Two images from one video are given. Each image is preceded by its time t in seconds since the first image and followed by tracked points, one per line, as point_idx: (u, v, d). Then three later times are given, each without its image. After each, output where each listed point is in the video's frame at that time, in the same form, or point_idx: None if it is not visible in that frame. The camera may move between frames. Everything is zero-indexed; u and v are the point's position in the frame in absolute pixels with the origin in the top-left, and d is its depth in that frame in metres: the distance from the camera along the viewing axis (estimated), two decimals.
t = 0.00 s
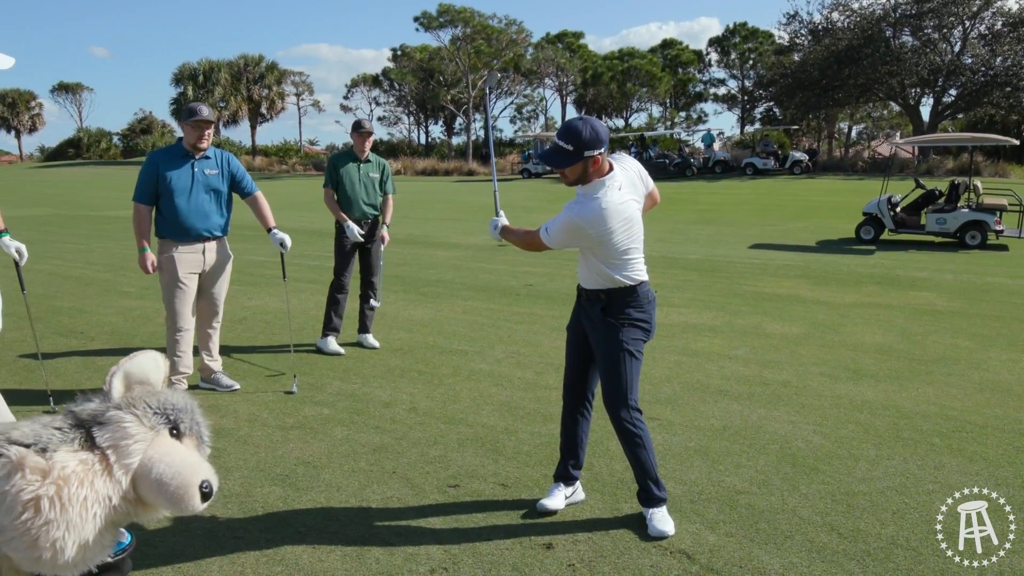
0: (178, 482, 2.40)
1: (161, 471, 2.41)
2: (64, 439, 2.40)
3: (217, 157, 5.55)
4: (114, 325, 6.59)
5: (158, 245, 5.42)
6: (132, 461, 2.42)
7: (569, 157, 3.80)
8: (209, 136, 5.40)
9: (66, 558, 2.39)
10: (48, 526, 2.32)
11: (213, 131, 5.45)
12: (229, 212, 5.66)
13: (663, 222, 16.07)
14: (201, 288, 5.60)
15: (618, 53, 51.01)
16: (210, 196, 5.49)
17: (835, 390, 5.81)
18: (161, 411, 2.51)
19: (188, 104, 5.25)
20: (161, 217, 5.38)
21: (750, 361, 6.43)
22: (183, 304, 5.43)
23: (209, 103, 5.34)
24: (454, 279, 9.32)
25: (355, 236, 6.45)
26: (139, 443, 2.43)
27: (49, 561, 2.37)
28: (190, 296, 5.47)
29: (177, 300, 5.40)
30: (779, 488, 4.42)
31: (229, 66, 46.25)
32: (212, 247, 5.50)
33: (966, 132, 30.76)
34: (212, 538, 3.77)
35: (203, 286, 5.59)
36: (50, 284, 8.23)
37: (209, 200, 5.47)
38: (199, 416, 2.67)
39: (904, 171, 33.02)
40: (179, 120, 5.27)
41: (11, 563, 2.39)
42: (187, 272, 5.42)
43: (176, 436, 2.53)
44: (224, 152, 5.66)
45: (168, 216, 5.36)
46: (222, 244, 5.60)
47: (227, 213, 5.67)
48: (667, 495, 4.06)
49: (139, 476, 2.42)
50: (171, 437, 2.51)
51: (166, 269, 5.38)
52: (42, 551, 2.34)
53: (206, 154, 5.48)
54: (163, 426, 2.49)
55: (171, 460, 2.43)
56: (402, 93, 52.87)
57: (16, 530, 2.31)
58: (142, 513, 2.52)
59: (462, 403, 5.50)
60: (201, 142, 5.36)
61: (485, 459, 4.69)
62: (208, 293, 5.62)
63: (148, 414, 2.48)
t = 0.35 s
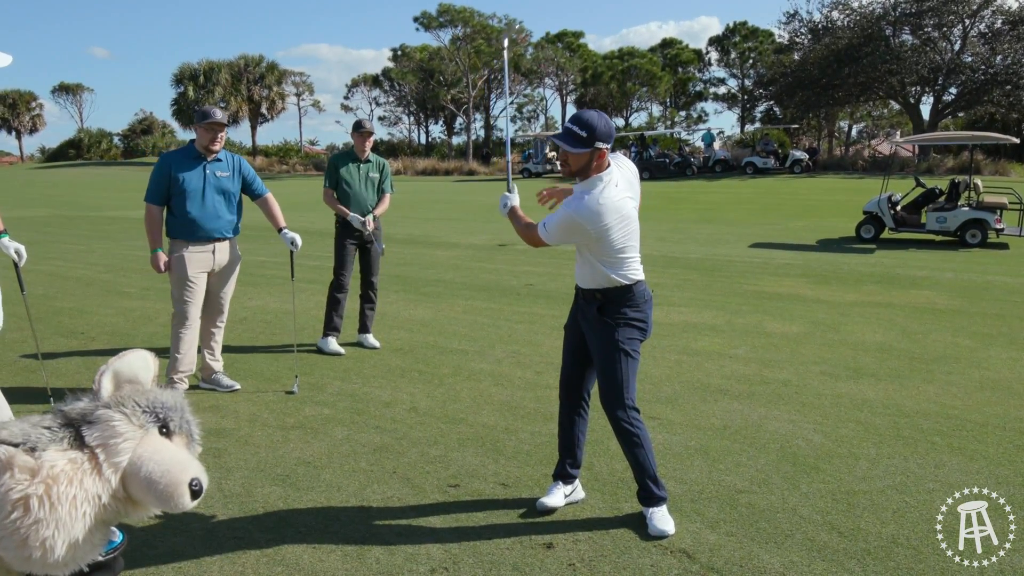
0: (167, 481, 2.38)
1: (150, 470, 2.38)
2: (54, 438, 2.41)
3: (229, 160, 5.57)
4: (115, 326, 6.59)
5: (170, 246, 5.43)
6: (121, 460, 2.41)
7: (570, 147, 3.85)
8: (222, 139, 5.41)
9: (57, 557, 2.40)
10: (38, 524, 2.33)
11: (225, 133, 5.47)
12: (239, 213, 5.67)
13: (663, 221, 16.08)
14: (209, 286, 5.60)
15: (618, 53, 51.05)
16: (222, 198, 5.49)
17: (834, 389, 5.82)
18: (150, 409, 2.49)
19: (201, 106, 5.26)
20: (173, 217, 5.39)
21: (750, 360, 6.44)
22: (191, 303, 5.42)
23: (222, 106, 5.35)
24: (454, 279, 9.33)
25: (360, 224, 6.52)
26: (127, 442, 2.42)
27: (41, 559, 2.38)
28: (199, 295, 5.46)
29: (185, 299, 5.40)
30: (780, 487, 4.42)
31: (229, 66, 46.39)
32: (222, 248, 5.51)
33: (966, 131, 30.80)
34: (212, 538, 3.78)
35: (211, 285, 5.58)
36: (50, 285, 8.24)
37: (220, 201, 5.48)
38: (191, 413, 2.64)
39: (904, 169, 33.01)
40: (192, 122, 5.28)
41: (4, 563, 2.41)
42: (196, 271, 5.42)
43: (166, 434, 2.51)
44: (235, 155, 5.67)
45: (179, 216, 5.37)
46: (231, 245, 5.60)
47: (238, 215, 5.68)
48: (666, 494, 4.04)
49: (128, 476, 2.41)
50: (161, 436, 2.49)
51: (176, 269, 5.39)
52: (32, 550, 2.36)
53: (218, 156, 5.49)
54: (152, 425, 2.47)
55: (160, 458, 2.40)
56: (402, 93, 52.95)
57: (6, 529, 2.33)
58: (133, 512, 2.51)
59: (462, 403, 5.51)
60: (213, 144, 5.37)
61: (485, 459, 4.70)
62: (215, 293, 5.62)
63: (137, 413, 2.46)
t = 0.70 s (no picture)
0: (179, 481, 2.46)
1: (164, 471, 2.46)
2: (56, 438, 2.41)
3: (235, 160, 5.58)
4: (117, 326, 6.60)
5: (176, 245, 5.44)
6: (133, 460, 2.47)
7: (576, 142, 3.80)
8: (227, 139, 5.42)
9: (61, 556, 2.41)
10: (41, 523, 2.35)
11: (231, 134, 5.48)
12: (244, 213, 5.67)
13: (664, 220, 16.06)
14: (214, 286, 5.61)
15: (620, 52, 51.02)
16: (227, 198, 5.50)
17: (836, 387, 5.81)
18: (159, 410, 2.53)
19: (207, 107, 5.29)
20: (178, 216, 5.40)
21: (751, 359, 6.43)
22: (194, 301, 5.42)
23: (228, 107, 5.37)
24: (456, 279, 9.34)
25: (357, 227, 6.52)
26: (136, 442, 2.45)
27: (44, 558, 2.40)
28: (203, 294, 5.47)
29: (189, 298, 5.40)
30: (781, 486, 4.41)
31: (230, 66, 46.43)
32: (228, 247, 5.52)
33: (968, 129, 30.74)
34: (214, 537, 3.78)
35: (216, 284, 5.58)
36: (52, 285, 8.24)
37: (225, 201, 5.48)
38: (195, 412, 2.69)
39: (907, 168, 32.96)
40: (198, 122, 5.30)
41: (7, 561, 2.42)
42: (201, 270, 5.43)
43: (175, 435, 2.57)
44: (241, 156, 5.69)
45: (185, 215, 5.38)
46: (236, 244, 5.60)
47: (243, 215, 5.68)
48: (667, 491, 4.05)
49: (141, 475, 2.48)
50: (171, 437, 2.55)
51: (181, 268, 5.40)
52: (36, 548, 2.37)
53: (223, 156, 5.50)
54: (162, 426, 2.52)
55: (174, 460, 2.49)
56: (404, 92, 52.96)
57: (10, 528, 2.35)
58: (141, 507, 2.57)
59: (463, 403, 5.51)
60: (219, 144, 5.39)
61: (486, 458, 4.70)
62: (220, 292, 5.63)
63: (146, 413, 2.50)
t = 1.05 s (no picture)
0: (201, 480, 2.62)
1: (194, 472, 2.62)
2: (70, 436, 2.38)
3: (248, 161, 5.59)
4: (132, 326, 6.64)
5: (190, 245, 5.47)
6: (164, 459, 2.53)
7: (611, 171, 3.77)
8: (241, 140, 5.45)
9: (75, 554, 2.37)
10: (55, 522, 2.32)
11: (244, 134, 5.50)
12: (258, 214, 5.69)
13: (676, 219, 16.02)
14: (228, 286, 5.63)
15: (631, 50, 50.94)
16: (240, 198, 5.52)
17: (850, 386, 5.78)
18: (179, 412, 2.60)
19: (221, 108, 5.31)
20: (191, 217, 5.43)
21: (764, 358, 6.41)
22: (208, 302, 5.45)
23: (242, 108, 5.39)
24: (468, 278, 9.35)
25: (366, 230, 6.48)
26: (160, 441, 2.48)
27: (58, 556, 2.35)
28: (217, 294, 5.50)
29: (203, 298, 5.44)
30: (795, 485, 4.39)
31: (242, 67, 46.69)
32: (241, 248, 5.55)
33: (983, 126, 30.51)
34: (228, 537, 3.79)
35: (229, 284, 5.61)
36: (68, 286, 8.30)
37: (238, 202, 5.50)
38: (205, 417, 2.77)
39: (921, 166, 32.75)
40: (211, 123, 5.33)
41: (20, 559, 2.37)
42: (215, 271, 5.45)
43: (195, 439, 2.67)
44: (255, 156, 5.70)
45: (198, 216, 5.41)
46: (249, 244, 5.62)
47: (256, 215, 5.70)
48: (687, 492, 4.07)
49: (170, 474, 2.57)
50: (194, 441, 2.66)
51: (195, 268, 5.43)
52: (51, 546, 2.33)
53: (237, 157, 5.52)
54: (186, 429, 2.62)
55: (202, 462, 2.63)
56: (415, 93, 53.06)
57: (23, 526, 2.30)
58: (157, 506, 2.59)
59: (476, 402, 5.51)
60: (233, 145, 5.41)
61: (499, 457, 4.70)
62: (234, 293, 5.65)
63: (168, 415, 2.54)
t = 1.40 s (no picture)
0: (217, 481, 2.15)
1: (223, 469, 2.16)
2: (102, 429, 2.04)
3: (274, 161, 5.64)
4: (160, 325, 6.71)
5: (215, 244, 5.51)
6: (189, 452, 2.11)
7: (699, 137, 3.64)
8: (267, 141, 5.51)
9: (106, 550, 2.03)
10: (87, 517, 1.98)
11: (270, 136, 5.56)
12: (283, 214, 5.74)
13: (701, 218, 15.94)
14: (254, 286, 5.67)
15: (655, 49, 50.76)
16: (266, 198, 5.57)
17: (878, 388, 5.71)
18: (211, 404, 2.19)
19: (247, 110, 5.38)
20: (217, 216, 5.48)
21: (790, 359, 6.35)
22: (233, 300, 5.49)
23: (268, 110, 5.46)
24: (492, 277, 9.36)
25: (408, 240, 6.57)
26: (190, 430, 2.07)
27: (89, 552, 2.02)
28: (242, 293, 5.55)
29: (228, 297, 5.48)
30: (821, 487, 4.35)
31: (270, 67, 47.12)
32: (266, 247, 5.59)
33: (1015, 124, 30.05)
34: (254, 535, 3.82)
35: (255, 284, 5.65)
36: (98, 285, 8.41)
37: (264, 202, 5.55)
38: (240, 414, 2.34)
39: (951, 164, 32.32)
40: (238, 124, 5.39)
41: (52, 555, 2.05)
42: (240, 270, 5.50)
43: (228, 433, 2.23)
44: (281, 156, 5.76)
45: (223, 215, 5.45)
46: (274, 244, 5.66)
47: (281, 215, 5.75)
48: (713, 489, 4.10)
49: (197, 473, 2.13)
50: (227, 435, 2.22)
51: (220, 267, 5.48)
52: (81, 541, 2.00)
53: (263, 157, 5.58)
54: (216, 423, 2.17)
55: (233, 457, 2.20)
56: (439, 92, 53.23)
57: (55, 521, 1.98)
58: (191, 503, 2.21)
59: (499, 401, 5.51)
60: (258, 146, 5.47)
61: (523, 456, 4.70)
62: (258, 292, 5.69)
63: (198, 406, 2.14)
